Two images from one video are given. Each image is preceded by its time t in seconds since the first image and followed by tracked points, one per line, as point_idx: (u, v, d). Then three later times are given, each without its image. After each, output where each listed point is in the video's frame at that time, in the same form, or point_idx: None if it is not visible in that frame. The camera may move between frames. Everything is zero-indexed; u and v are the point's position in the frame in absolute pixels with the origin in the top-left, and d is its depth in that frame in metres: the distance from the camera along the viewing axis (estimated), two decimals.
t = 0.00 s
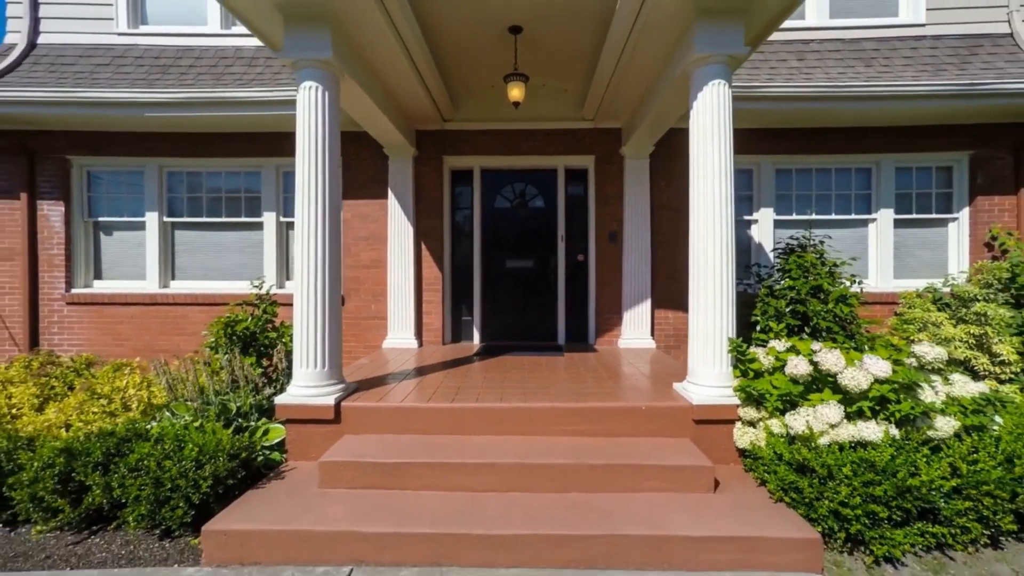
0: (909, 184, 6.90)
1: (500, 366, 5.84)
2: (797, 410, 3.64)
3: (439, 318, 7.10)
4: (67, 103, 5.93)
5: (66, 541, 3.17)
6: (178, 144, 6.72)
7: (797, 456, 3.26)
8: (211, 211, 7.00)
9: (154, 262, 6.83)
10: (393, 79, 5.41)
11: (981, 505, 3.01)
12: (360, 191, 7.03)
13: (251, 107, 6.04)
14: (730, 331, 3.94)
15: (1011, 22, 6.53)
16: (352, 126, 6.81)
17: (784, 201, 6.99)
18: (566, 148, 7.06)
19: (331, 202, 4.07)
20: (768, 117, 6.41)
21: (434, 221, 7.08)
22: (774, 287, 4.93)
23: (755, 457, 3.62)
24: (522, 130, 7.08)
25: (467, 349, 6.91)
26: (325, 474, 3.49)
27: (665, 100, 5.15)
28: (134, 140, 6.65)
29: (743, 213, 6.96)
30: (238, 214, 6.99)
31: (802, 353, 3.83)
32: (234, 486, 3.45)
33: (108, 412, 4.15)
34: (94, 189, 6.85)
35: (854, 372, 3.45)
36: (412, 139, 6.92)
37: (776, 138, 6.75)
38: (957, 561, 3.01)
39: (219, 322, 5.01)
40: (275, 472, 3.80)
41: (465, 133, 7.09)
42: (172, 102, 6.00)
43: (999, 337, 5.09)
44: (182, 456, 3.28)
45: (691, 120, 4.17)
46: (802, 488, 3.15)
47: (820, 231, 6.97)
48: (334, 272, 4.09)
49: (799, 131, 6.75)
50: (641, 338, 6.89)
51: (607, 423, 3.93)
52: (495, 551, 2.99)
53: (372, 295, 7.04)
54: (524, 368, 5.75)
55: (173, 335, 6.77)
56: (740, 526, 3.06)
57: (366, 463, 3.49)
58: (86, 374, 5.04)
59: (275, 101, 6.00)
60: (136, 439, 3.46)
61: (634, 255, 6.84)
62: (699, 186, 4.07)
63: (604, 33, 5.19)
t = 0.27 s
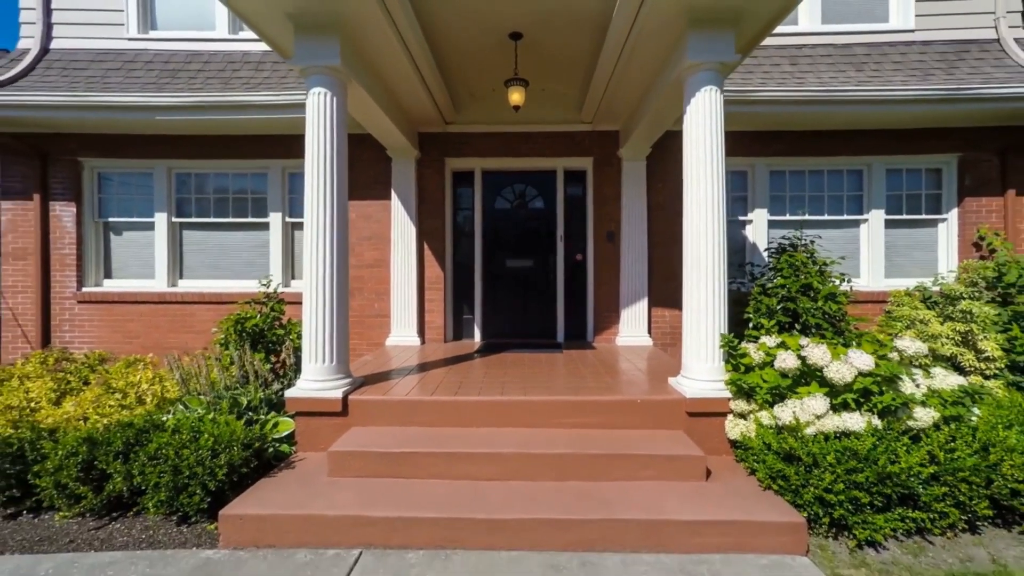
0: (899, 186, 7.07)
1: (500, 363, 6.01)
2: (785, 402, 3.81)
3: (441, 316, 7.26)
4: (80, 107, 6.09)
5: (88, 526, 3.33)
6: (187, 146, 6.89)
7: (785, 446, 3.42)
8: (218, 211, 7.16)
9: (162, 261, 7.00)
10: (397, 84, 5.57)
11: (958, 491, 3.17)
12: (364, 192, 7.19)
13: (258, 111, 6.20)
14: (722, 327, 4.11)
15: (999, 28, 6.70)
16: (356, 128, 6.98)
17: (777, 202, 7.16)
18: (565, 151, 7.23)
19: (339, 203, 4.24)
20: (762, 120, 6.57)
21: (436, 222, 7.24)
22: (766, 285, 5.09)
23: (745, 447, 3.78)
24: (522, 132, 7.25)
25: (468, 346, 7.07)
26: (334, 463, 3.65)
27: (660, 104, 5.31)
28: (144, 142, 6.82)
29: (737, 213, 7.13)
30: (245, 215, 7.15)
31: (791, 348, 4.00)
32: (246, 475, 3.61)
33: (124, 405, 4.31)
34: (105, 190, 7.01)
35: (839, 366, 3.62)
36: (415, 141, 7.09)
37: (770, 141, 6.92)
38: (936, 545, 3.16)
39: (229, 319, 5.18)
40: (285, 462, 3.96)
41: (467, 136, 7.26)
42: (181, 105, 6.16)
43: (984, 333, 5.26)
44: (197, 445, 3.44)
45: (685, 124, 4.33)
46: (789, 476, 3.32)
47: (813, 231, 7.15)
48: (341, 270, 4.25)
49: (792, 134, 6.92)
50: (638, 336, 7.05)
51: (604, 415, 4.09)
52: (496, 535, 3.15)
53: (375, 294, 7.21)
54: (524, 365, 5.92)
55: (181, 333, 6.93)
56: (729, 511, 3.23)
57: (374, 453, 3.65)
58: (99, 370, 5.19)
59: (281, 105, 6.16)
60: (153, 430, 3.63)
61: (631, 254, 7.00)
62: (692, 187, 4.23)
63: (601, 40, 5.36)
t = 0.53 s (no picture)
0: (891, 187, 7.23)
1: (500, 360, 6.18)
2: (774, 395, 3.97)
3: (443, 314, 7.42)
4: (92, 110, 6.26)
5: (108, 513, 3.49)
6: (195, 148, 7.05)
7: (774, 436, 3.58)
8: (225, 212, 7.32)
9: (171, 261, 7.15)
10: (401, 88, 5.73)
11: (937, 479, 3.33)
12: (368, 193, 7.35)
13: (264, 114, 6.36)
14: (714, 323, 4.27)
15: (987, 33, 6.86)
16: (359, 131, 7.14)
17: (772, 202, 7.32)
18: (564, 152, 7.39)
19: (346, 204, 4.40)
20: (756, 123, 6.73)
21: (438, 222, 7.40)
22: (759, 284, 5.26)
23: (737, 439, 3.94)
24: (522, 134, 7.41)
25: (470, 344, 7.23)
26: (342, 454, 3.82)
27: (656, 108, 5.47)
28: (153, 145, 6.98)
29: (732, 214, 7.29)
30: (251, 215, 7.31)
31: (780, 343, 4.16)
32: (258, 465, 3.77)
33: (139, 399, 4.47)
34: (114, 191, 7.17)
35: (825, 360, 3.78)
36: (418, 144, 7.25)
37: (764, 143, 7.08)
38: (917, 530, 3.32)
39: (238, 317, 5.35)
40: (294, 454, 4.12)
41: (468, 138, 7.42)
42: (189, 109, 6.31)
43: (970, 331, 5.43)
44: (212, 436, 3.60)
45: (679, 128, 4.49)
46: (777, 465, 3.48)
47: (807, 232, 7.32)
48: (348, 268, 4.41)
49: (786, 137, 7.08)
50: (636, 334, 7.22)
51: (601, 409, 4.25)
52: (498, 520, 3.31)
53: (379, 293, 7.37)
54: (524, 362, 6.09)
55: (189, 331, 7.09)
56: (720, 497, 3.39)
57: (380, 444, 3.81)
58: (112, 367, 5.35)
59: (287, 109, 6.32)
60: (170, 422, 3.79)
61: (628, 254, 7.16)
62: (686, 189, 4.39)
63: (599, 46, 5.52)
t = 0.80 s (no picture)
0: (883, 188, 7.39)
1: (501, 357, 6.34)
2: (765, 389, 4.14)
3: (445, 312, 7.58)
4: (103, 113, 6.42)
5: (127, 501, 3.66)
6: (203, 150, 7.21)
7: (763, 428, 3.74)
8: (231, 212, 7.47)
9: (178, 260, 7.31)
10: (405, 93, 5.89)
11: (918, 468, 3.50)
12: (372, 194, 7.52)
13: (271, 117, 6.51)
14: (708, 320, 4.44)
15: (977, 38, 7.03)
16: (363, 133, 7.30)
17: (767, 203, 7.48)
18: (563, 154, 7.55)
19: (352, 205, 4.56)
20: (751, 126, 6.89)
21: (440, 222, 7.55)
22: (752, 283, 5.42)
23: (729, 431, 4.10)
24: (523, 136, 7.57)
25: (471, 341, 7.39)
26: (350, 445, 3.98)
27: (653, 112, 5.63)
28: (162, 146, 7.14)
29: (728, 215, 7.45)
30: (257, 216, 7.47)
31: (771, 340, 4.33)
32: (269, 456, 3.93)
33: (152, 394, 4.63)
34: (124, 192, 7.33)
35: (813, 355, 3.94)
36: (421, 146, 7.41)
37: (759, 146, 7.24)
38: (899, 517, 3.48)
39: (247, 315, 5.51)
40: (303, 446, 4.29)
41: (470, 140, 7.58)
42: (198, 112, 6.46)
43: (957, 328, 5.59)
44: (225, 428, 3.77)
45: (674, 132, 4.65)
46: (766, 456, 3.63)
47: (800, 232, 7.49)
48: (354, 268, 4.57)
49: (780, 139, 7.24)
50: (633, 332, 7.38)
51: (599, 403, 4.41)
52: (500, 508, 3.47)
53: (382, 291, 7.53)
54: (524, 358, 6.25)
55: (197, 329, 7.25)
56: (711, 486, 3.55)
57: (386, 436, 3.97)
58: (125, 363, 5.51)
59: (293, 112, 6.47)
60: (185, 415, 3.95)
61: (626, 253, 7.32)
62: (680, 191, 4.56)
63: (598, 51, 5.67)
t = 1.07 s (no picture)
0: (876, 189, 7.54)
1: (502, 354, 6.50)
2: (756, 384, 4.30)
3: (446, 311, 7.74)
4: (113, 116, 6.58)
5: (144, 490, 3.83)
6: (210, 152, 7.37)
7: (754, 421, 3.90)
8: (238, 213, 7.64)
9: (186, 260, 7.47)
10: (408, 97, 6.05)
11: (900, 458, 3.66)
12: (375, 195, 7.68)
13: (277, 120, 6.66)
14: (701, 317, 4.60)
15: (967, 43, 7.19)
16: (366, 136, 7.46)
17: (762, 204, 7.64)
18: (562, 156, 7.71)
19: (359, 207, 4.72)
20: (746, 129, 7.04)
21: (442, 222, 7.72)
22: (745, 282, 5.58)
23: (721, 424, 4.27)
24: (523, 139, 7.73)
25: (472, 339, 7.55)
26: (357, 438, 4.14)
27: (649, 116, 5.79)
28: (170, 148, 7.30)
29: (724, 215, 7.61)
30: (263, 216, 7.63)
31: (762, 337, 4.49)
32: (280, 448, 4.10)
33: (165, 388, 4.80)
34: (132, 193, 7.50)
35: (802, 351, 4.10)
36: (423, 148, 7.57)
37: (754, 148, 7.40)
38: (883, 506, 3.64)
39: (256, 313, 5.68)
40: (312, 438, 4.45)
41: (471, 142, 7.74)
42: (205, 115, 6.62)
43: (945, 326, 5.75)
44: (238, 420, 3.93)
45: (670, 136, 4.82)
46: (756, 448, 3.80)
47: (795, 232, 7.65)
48: (360, 267, 4.73)
49: (775, 141, 7.40)
50: (631, 330, 7.55)
51: (596, 398, 4.58)
52: (501, 496, 3.64)
53: (385, 290, 7.69)
54: (524, 356, 6.42)
55: (204, 327, 7.41)
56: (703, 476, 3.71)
57: (392, 429, 4.13)
58: (137, 360, 5.67)
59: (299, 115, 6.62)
60: (198, 408, 4.12)
61: (624, 253, 7.48)
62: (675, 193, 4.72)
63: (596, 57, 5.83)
